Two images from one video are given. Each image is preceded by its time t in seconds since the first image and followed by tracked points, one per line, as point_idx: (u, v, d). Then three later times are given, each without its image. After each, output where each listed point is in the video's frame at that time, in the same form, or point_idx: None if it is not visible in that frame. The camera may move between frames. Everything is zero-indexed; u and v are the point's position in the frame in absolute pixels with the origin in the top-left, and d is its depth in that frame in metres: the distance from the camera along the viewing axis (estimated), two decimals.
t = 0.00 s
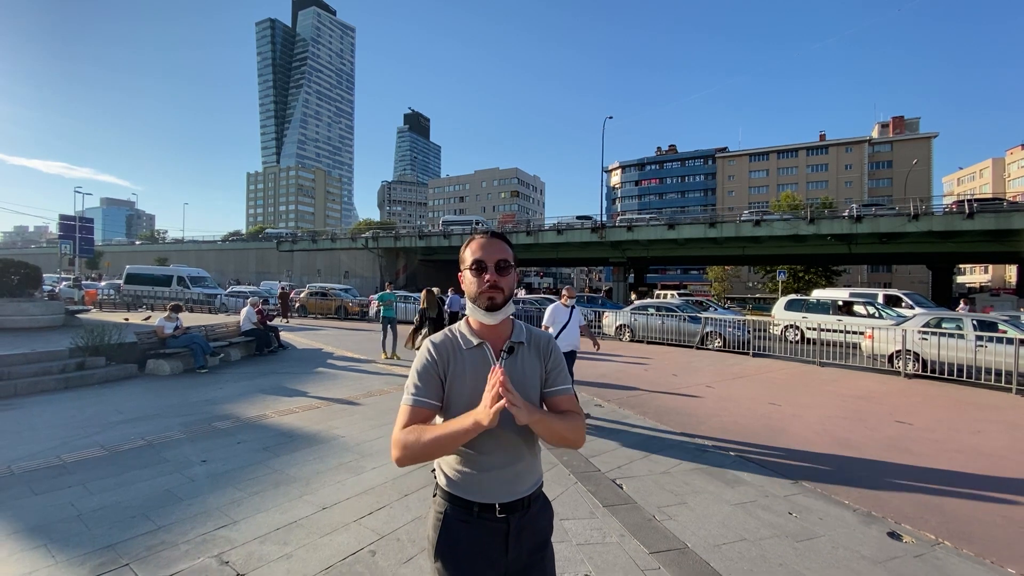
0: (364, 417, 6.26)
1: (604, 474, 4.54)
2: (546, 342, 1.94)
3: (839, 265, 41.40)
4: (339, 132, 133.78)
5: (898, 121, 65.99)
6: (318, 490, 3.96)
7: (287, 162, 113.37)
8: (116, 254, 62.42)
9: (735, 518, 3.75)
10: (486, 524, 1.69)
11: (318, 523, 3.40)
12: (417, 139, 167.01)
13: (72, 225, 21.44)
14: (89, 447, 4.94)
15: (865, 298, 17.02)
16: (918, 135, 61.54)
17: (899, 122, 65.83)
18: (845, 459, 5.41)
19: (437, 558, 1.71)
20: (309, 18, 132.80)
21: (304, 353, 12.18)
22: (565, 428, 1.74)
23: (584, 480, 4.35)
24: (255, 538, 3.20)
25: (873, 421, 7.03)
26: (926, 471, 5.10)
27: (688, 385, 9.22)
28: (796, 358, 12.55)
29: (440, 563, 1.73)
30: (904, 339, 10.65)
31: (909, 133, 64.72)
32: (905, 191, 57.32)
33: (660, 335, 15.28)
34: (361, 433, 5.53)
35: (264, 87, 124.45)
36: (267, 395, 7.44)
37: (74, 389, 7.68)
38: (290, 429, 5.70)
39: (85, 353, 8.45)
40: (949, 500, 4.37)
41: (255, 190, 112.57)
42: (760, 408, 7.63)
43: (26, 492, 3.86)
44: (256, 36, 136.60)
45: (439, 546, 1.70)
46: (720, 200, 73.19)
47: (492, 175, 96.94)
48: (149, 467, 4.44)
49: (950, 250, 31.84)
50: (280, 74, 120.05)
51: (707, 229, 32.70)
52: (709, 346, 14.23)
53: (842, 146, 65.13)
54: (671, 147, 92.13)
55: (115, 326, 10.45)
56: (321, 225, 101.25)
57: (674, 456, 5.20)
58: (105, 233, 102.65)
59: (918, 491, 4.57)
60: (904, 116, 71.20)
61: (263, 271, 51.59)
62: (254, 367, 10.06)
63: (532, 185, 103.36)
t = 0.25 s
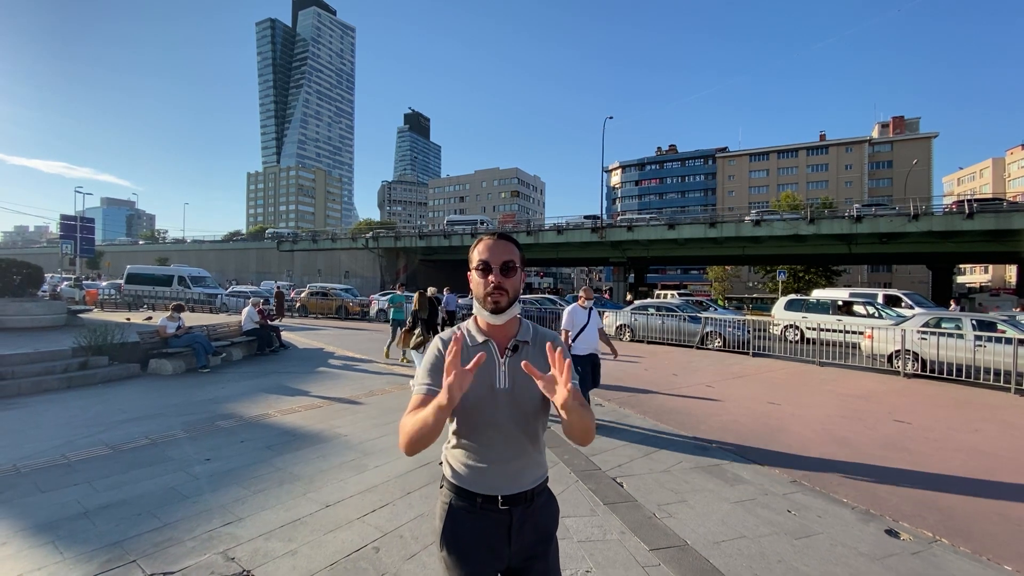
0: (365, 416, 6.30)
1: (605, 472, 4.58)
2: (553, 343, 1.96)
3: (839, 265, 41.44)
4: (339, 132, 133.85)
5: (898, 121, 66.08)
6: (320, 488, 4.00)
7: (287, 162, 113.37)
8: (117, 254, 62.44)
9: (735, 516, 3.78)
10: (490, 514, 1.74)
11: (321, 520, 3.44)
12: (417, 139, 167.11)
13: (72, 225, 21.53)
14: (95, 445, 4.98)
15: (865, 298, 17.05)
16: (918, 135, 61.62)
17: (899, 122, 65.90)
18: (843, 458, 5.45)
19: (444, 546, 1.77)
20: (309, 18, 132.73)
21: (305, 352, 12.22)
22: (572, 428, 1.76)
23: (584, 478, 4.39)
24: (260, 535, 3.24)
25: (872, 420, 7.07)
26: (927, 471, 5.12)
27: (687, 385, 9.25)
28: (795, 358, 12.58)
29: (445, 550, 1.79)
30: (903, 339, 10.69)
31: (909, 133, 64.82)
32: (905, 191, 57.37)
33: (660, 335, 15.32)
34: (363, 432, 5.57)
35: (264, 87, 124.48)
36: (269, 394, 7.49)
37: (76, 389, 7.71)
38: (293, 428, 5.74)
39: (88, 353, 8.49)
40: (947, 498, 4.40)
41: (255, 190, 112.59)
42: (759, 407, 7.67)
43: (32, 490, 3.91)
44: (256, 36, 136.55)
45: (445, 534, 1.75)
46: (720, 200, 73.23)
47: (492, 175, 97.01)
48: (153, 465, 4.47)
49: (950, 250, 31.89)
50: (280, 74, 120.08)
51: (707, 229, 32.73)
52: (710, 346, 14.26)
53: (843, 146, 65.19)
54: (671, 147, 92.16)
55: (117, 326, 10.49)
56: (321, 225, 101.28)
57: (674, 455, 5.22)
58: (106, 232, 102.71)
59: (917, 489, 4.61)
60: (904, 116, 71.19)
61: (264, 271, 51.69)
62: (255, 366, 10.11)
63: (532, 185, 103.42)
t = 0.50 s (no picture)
0: (367, 416, 6.33)
1: (605, 471, 4.61)
2: (558, 343, 2.00)
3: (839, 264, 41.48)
4: (339, 132, 133.91)
5: (898, 121, 66.12)
6: (323, 486, 4.03)
7: (288, 162, 113.39)
8: (118, 254, 62.45)
9: (734, 514, 3.81)
10: (495, 510, 1.77)
11: (324, 518, 3.47)
12: (417, 139, 167.14)
13: (73, 226, 21.59)
14: (98, 444, 5.02)
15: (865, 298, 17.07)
16: (918, 135, 61.66)
17: (899, 122, 65.94)
18: (842, 456, 5.48)
19: (450, 540, 1.81)
20: (310, 18, 132.73)
21: (306, 352, 12.26)
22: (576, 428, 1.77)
23: (585, 477, 4.41)
24: (263, 533, 3.27)
25: (871, 419, 7.10)
26: (926, 470, 5.15)
27: (688, 384, 9.28)
28: (795, 358, 12.60)
29: (451, 543, 1.83)
30: (902, 339, 10.72)
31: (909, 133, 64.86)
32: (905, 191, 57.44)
33: (660, 335, 15.35)
34: (365, 431, 5.61)
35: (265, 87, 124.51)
36: (271, 394, 7.53)
37: (79, 388, 7.75)
38: (295, 428, 5.78)
39: (90, 353, 8.53)
40: (945, 497, 4.44)
41: (255, 190, 112.52)
42: (759, 406, 7.70)
43: (37, 488, 3.94)
44: (256, 36, 136.55)
45: (451, 529, 1.79)
46: (720, 200, 73.29)
47: (492, 175, 97.02)
48: (157, 464, 4.50)
49: (950, 250, 31.89)
50: (281, 74, 120.11)
51: (707, 229, 32.77)
52: (710, 346, 14.28)
53: (842, 146, 65.22)
54: (671, 147, 92.22)
55: (119, 326, 10.54)
56: (321, 225, 101.30)
57: (673, 454, 5.25)
58: (106, 232, 102.75)
59: (915, 487, 4.65)
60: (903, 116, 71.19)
61: (264, 271, 51.75)
62: (257, 366, 10.16)
63: (532, 185, 103.46)
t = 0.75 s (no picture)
0: (368, 415, 6.36)
1: (605, 470, 4.63)
2: (563, 342, 2.02)
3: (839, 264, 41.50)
4: (339, 132, 133.96)
5: (898, 121, 66.16)
6: (325, 485, 4.06)
7: (288, 162, 113.37)
8: (118, 255, 62.47)
9: (733, 513, 3.84)
10: (502, 505, 1.80)
11: (326, 516, 3.50)
12: (417, 139, 167.19)
13: (74, 226, 21.60)
14: (101, 444, 5.05)
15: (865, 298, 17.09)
16: (918, 135, 61.69)
17: (899, 122, 65.98)
18: (841, 456, 5.51)
19: (458, 533, 1.84)
20: (310, 18, 132.72)
21: (307, 352, 12.29)
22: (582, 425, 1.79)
23: (585, 475, 4.44)
24: (266, 531, 3.30)
25: (870, 419, 7.13)
26: (924, 469, 5.19)
27: (688, 384, 9.30)
28: (795, 358, 12.62)
29: (459, 536, 1.85)
30: (901, 339, 10.74)
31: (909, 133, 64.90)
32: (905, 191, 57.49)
33: (659, 335, 15.38)
34: (366, 431, 5.64)
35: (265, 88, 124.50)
36: (272, 394, 7.55)
37: (81, 388, 7.79)
38: (296, 427, 5.80)
39: (91, 353, 8.57)
40: (943, 496, 4.47)
41: (255, 190, 112.53)
42: (758, 406, 7.73)
43: (41, 488, 3.97)
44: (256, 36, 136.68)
45: (460, 523, 1.82)
46: (721, 200, 73.32)
47: (492, 175, 97.04)
48: (159, 464, 4.53)
49: (950, 250, 31.91)
50: (281, 74, 120.12)
51: (707, 229, 32.80)
52: (710, 346, 14.30)
53: (843, 146, 65.23)
54: (671, 147, 92.23)
55: (120, 326, 10.57)
56: (321, 225, 101.32)
57: (673, 453, 5.28)
58: (106, 233, 102.76)
59: (912, 486, 4.68)
60: (904, 116, 71.15)
61: (264, 271, 51.80)
62: (258, 366, 10.19)
63: (532, 185, 103.50)
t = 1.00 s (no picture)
0: (368, 415, 6.38)
1: (604, 469, 4.66)
2: (570, 341, 2.06)
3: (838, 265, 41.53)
4: (339, 132, 133.98)
5: (898, 121, 66.21)
6: (325, 484, 4.08)
7: (288, 162, 113.33)
8: (118, 255, 62.50)
9: (730, 511, 3.87)
10: (510, 495, 1.82)
11: (327, 515, 3.53)
12: (417, 139, 167.24)
13: (74, 226, 21.60)
14: (102, 443, 5.07)
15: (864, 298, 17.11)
16: (918, 135, 61.72)
17: (899, 122, 66.02)
18: (839, 455, 5.53)
19: (468, 525, 1.85)
20: (309, 19, 132.72)
21: (307, 352, 12.31)
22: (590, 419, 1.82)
23: (584, 475, 4.46)
24: (267, 529, 3.33)
25: (869, 419, 7.16)
26: (921, 469, 5.21)
27: (687, 383, 9.32)
28: (794, 357, 12.65)
29: (469, 529, 1.87)
30: (900, 339, 10.76)
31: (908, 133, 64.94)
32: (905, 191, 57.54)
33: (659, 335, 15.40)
34: (366, 430, 5.66)
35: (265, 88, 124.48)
36: (272, 393, 7.58)
37: (82, 388, 7.81)
38: (296, 426, 5.83)
39: (92, 353, 8.59)
40: (940, 495, 4.49)
41: (255, 191, 112.49)
42: (756, 406, 7.75)
43: (43, 487, 3.99)
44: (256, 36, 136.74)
45: (469, 515, 1.84)
46: (721, 200, 73.36)
47: (492, 175, 97.05)
48: (161, 463, 4.56)
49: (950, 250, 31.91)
50: (281, 75, 120.14)
51: (707, 229, 32.82)
52: (709, 346, 14.30)
53: (843, 146, 65.25)
54: (671, 147, 92.26)
55: (121, 326, 10.59)
56: (321, 225, 101.32)
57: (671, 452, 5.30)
58: (106, 233, 102.71)
59: (910, 486, 4.71)
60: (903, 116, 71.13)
61: (264, 271, 51.82)
62: (258, 366, 10.21)
63: (532, 185, 103.52)
